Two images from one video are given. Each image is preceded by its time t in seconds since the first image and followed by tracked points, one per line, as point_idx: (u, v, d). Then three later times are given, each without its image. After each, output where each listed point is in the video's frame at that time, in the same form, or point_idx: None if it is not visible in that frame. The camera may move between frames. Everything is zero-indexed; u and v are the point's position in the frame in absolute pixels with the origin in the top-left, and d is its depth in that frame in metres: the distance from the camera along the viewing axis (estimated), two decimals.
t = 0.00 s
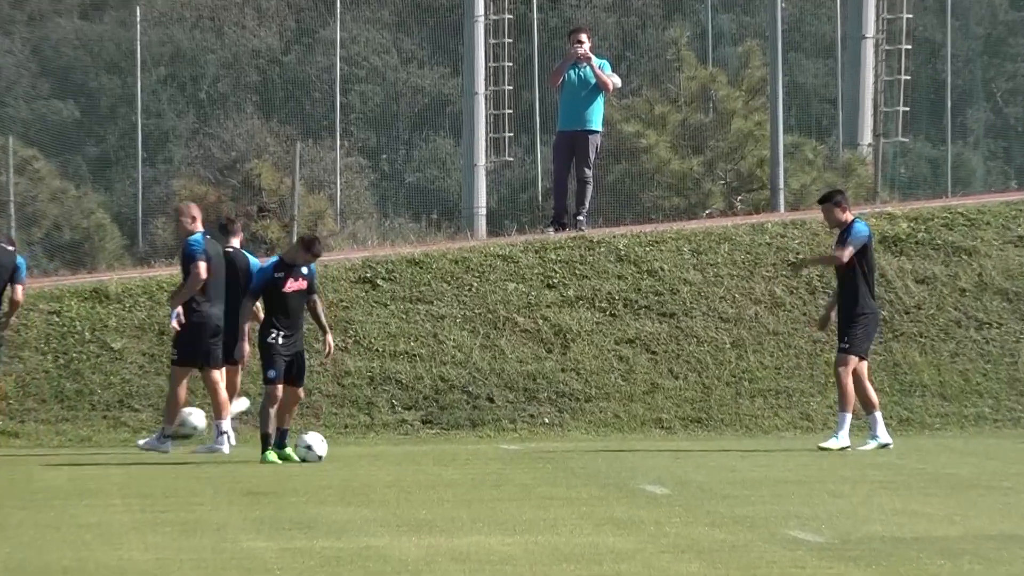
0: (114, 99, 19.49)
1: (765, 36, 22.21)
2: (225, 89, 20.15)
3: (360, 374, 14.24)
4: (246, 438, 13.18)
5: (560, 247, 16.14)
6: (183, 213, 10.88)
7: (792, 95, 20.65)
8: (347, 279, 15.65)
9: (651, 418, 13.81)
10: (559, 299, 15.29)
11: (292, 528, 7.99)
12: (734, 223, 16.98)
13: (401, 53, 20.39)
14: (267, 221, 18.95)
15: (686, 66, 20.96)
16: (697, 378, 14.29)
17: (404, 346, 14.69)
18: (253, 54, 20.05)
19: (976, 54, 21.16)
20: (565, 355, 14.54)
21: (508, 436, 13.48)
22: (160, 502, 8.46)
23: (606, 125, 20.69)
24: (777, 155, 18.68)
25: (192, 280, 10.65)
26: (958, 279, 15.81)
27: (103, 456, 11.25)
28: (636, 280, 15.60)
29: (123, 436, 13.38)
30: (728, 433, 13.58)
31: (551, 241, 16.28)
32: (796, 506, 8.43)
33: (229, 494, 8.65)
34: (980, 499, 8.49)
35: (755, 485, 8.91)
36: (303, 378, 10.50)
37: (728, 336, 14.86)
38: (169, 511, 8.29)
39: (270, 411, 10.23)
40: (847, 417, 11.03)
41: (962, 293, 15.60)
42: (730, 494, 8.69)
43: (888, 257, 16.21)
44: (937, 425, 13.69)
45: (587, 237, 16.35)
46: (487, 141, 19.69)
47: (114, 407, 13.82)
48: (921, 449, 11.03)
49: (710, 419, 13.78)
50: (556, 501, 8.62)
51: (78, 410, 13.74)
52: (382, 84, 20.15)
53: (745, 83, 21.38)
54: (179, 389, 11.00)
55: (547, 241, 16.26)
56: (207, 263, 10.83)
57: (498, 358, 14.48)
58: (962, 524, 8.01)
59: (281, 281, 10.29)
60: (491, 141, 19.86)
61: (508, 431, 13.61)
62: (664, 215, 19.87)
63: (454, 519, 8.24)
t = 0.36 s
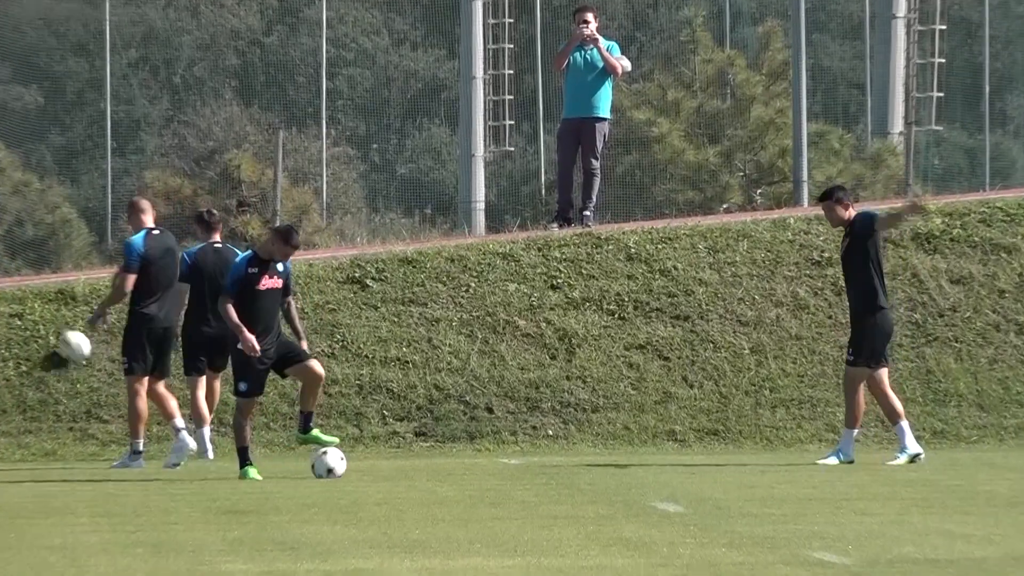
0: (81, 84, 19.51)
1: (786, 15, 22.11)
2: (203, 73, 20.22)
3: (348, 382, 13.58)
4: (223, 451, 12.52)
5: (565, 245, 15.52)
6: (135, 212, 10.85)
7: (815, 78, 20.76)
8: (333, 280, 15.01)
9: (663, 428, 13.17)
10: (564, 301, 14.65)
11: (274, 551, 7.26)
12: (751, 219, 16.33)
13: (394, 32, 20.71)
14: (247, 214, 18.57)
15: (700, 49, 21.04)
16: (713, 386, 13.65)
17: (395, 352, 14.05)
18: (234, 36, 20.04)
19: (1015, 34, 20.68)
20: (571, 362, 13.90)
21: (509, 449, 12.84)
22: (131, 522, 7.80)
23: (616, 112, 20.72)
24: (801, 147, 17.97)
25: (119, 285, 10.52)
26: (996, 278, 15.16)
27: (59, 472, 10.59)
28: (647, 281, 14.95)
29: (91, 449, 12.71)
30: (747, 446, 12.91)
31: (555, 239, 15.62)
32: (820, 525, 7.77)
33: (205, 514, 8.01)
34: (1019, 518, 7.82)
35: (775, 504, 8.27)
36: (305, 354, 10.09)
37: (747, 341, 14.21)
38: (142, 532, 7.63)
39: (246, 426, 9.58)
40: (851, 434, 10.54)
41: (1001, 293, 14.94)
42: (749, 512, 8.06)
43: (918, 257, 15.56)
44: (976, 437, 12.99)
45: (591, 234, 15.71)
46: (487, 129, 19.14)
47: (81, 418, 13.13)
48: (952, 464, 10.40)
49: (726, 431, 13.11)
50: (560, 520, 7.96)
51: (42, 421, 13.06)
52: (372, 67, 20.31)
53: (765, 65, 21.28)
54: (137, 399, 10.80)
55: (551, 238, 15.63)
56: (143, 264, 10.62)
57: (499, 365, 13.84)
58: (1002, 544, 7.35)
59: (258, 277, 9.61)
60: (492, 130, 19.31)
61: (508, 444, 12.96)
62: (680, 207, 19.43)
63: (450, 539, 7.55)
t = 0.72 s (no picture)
0: (64, 75, 19.74)
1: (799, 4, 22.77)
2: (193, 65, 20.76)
3: (343, 387, 13.32)
4: (212, 458, 12.26)
5: (569, 243, 15.16)
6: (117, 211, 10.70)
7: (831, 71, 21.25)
8: (327, 279, 14.66)
9: (670, 435, 12.89)
10: (569, 301, 14.33)
11: (266, 560, 6.83)
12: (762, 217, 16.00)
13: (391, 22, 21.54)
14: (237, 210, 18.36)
15: (710, 39, 21.01)
16: (721, 391, 13.37)
17: (393, 354, 13.75)
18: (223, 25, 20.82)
19: None
20: (575, 365, 13.60)
21: (510, 455, 12.54)
22: (115, 532, 7.49)
23: (623, 104, 20.40)
24: (815, 140, 17.54)
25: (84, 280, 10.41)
26: (1018, 278, 14.86)
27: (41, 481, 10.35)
28: (655, 280, 14.64)
29: (75, 455, 12.48)
30: (758, 452, 12.70)
31: (558, 235, 15.31)
32: (834, 535, 7.44)
33: (194, 524, 7.72)
34: None
35: (786, 513, 7.98)
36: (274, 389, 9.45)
37: (758, 343, 13.94)
38: (127, 541, 7.28)
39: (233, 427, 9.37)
40: (863, 442, 10.25)
41: None
42: (761, 522, 7.76)
43: (940, 255, 15.20)
44: (996, 446, 12.74)
45: (595, 231, 15.38)
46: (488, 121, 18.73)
47: (65, 423, 12.94)
48: (967, 474, 10.13)
49: (736, 436, 12.88)
50: (563, 530, 7.66)
51: (24, 426, 12.88)
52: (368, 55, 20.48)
53: (778, 56, 21.29)
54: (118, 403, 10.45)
55: (553, 235, 15.26)
56: (111, 259, 10.44)
57: (500, 368, 13.54)
58: None
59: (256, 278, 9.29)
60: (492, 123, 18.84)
61: (510, 450, 12.68)
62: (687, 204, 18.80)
63: (449, 550, 7.19)
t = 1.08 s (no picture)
0: (63, 76, 19.94)
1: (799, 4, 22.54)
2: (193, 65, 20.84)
3: (342, 389, 13.31)
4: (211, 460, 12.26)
5: (568, 244, 15.15)
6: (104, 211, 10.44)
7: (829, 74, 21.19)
8: (326, 281, 14.66)
9: (668, 437, 12.90)
10: (569, 302, 14.34)
11: (265, 562, 6.83)
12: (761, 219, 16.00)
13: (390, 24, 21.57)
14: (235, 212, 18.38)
15: (708, 40, 20.99)
16: (720, 393, 13.37)
17: (392, 355, 13.76)
18: (222, 28, 20.60)
19: None
20: (575, 366, 13.61)
21: (509, 457, 12.54)
22: (114, 533, 7.50)
23: (621, 106, 20.42)
24: (814, 142, 17.56)
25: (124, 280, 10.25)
26: (1016, 280, 14.88)
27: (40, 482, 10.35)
28: (654, 282, 14.64)
29: (74, 457, 12.47)
30: (757, 454, 12.70)
31: (557, 236, 15.31)
32: (831, 537, 7.45)
33: (193, 525, 7.73)
34: None
35: (785, 515, 7.99)
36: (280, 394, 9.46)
37: (757, 345, 13.95)
38: (126, 543, 7.29)
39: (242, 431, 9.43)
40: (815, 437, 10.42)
41: (1022, 296, 14.67)
42: (759, 524, 7.77)
43: (939, 256, 15.22)
44: (994, 446, 12.74)
45: (595, 232, 15.38)
46: (487, 123, 18.75)
47: (64, 425, 12.94)
48: (967, 475, 10.14)
49: (735, 438, 12.89)
50: (562, 532, 7.65)
51: (23, 427, 12.87)
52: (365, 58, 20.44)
53: (777, 58, 21.31)
54: (116, 398, 10.50)
55: (552, 237, 15.27)
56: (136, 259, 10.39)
57: (499, 370, 13.54)
58: (1023, 556, 6.91)
59: (254, 279, 9.32)
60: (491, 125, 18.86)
61: (509, 451, 12.68)
62: (687, 205, 18.89)
63: (448, 551, 7.19)
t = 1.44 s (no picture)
0: (64, 76, 19.97)
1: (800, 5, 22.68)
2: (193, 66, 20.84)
3: (342, 389, 13.31)
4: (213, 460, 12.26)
5: (568, 244, 15.14)
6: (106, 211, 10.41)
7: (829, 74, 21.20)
8: (326, 281, 14.66)
9: (669, 437, 12.90)
10: (568, 302, 14.34)
11: (265, 562, 6.84)
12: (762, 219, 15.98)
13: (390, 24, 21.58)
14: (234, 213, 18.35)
15: (708, 41, 21.00)
16: (720, 394, 13.37)
17: (392, 356, 13.76)
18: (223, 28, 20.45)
19: None
20: (575, 366, 13.61)
21: (509, 457, 12.54)
22: (114, 533, 7.51)
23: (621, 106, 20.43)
24: (814, 142, 17.57)
25: (141, 273, 10.24)
26: (1016, 280, 14.89)
27: (40, 483, 10.37)
28: (654, 282, 14.64)
29: (75, 457, 12.47)
30: (757, 454, 12.72)
31: (557, 236, 15.31)
32: (830, 536, 7.46)
33: (193, 525, 7.73)
34: None
35: (784, 516, 7.99)
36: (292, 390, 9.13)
37: (757, 345, 13.97)
38: (126, 543, 7.30)
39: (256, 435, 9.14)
40: (789, 441, 10.30)
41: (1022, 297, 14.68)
42: (758, 524, 7.78)
43: (938, 257, 15.22)
44: (994, 446, 12.75)
45: (595, 232, 15.38)
46: (487, 124, 18.76)
47: (64, 425, 12.94)
48: (967, 475, 10.15)
49: (735, 438, 12.91)
50: (563, 532, 7.66)
51: (23, 428, 12.87)
52: (365, 58, 20.45)
53: (777, 58, 21.31)
54: (144, 398, 10.53)
55: (552, 237, 15.26)
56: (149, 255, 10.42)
57: (499, 370, 13.54)
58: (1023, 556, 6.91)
59: (244, 279, 9.04)
60: (491, 126, 18.87)
61: (509, 452, 12.68)
62: (687, 206, 18.89)
63: (447, 551, 7.20)
